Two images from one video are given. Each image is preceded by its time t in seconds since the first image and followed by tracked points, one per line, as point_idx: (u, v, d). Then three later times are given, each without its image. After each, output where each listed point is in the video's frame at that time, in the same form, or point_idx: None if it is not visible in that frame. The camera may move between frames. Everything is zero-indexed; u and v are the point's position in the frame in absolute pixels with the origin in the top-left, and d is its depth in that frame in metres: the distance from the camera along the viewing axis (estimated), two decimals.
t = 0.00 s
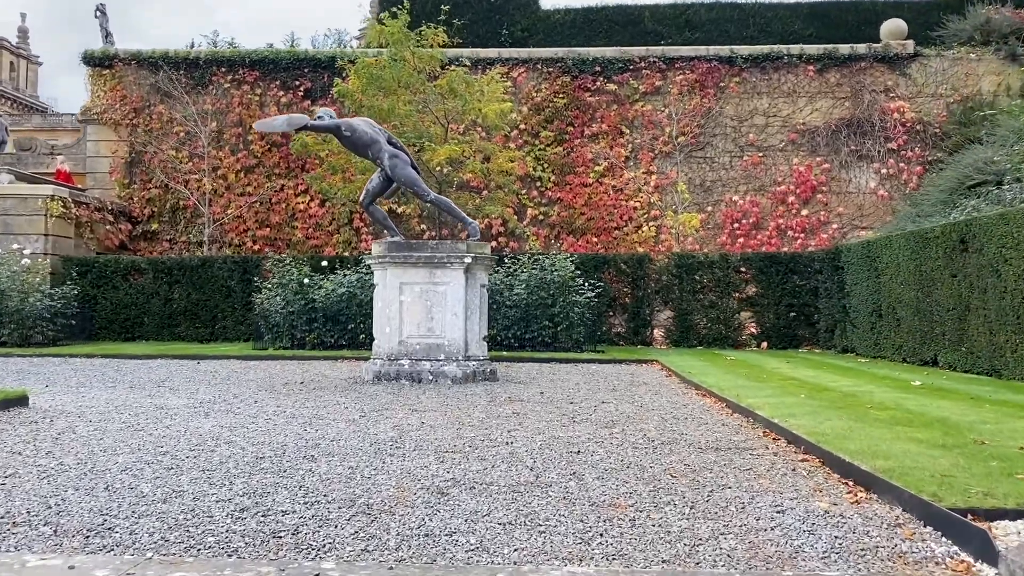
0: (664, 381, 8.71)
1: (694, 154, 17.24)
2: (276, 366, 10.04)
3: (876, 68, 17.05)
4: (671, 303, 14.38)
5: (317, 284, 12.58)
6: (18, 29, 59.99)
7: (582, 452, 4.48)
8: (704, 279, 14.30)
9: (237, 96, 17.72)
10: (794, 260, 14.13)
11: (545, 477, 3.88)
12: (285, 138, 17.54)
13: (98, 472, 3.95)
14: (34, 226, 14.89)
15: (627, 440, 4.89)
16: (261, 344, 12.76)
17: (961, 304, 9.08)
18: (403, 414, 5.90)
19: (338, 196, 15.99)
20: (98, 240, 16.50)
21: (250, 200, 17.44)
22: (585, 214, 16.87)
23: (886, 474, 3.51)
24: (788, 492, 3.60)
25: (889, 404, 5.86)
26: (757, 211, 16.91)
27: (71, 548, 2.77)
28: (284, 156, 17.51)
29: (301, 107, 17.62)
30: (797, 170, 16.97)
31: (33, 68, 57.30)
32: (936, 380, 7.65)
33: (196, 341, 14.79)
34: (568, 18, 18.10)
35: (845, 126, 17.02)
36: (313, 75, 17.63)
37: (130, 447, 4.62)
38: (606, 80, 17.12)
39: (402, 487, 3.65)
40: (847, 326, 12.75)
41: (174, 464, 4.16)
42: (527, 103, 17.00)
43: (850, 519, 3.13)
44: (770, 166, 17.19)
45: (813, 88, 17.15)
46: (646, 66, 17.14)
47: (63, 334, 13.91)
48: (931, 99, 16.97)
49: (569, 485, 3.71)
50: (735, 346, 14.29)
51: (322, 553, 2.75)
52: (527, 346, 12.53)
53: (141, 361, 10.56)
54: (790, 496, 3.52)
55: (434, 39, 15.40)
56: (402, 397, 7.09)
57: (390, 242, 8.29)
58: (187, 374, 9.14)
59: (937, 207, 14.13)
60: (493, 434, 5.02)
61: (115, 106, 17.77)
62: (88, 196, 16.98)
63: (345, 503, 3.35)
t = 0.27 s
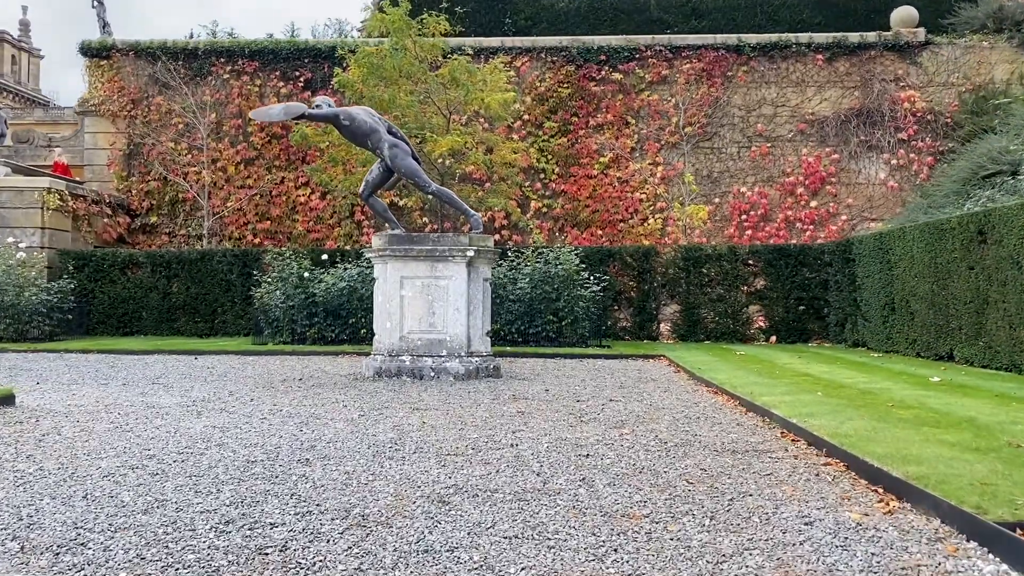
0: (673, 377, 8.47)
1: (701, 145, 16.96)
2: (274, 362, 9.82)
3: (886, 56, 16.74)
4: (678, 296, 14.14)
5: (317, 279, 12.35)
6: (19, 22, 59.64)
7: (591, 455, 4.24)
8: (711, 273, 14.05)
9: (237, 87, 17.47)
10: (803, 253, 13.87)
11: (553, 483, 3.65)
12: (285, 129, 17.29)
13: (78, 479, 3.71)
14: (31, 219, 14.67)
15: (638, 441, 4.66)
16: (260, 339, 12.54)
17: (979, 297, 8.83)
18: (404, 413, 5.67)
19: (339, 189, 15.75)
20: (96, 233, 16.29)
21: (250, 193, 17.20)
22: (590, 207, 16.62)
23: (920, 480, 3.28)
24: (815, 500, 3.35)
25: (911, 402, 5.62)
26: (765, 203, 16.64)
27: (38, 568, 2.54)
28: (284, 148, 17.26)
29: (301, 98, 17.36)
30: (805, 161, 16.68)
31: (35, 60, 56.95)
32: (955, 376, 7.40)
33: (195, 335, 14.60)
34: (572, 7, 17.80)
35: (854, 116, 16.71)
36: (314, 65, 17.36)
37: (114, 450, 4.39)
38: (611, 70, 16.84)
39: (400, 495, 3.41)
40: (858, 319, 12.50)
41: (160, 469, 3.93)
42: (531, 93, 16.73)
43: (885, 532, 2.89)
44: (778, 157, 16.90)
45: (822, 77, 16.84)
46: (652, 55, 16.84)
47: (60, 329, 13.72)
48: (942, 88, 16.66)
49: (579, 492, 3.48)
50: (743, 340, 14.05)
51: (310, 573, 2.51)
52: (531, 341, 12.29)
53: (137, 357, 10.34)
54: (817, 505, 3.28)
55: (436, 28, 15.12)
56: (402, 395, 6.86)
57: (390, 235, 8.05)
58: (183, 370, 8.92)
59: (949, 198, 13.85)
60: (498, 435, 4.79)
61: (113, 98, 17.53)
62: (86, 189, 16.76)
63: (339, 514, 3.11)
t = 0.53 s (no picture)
0: (685, 371, 8.22)
1: (709, 135, 16.67)
2: (275, 356, 9.61)
3: (898, 43, 16.41)
4: (686, 288, 13.88)
5: (319, 271, 12.12)
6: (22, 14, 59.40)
7: (606, 456, 4.00)
8: (720, 264, 13.79)
9: (237, 76, 17.21)
10: (814, 243, 13.60)
11: (567, 487, 3.41)
12: (286, 119, 17.04)
13: (61, 483, 3.48)
14: (29, 211, 14.46)
15: (654, 440, 4.42)
16: (261, 332, 12.32)
17: (1000, 288, 8.56)
18: (407, 410, 5.44)
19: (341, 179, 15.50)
20: (95, 226, 16.07)
21: (251, 184, 16.96)
22: (596, 197, 16.35)
23: (965, 485, 3.04)
24: (849, 506, 3.11)
25: (938, 398, 5.36)
26: (774, 193, 16.35)
27: None
28: (285, 138, 17.00)
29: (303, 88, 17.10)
30: (815, 150, 16.38)
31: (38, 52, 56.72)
32: (979, 370, 7.14)
33: (195, 329, 14.40)
34: None
35: (865, 104, 16.39)
36: (315, 54, 17.09)
37: (101, 451, 4.15)
38: (617, 58, 16.55)
39: (403, 501, 3.17)
40: (871, 311, 12.23)
41: (149, 471, 3.69)
42: (536, 82, 16.45)
43: (932, 545, 2.64)
44: (788, 146, 16.60)
45: (832, 64, 16.53)
46: (659, 42, 16.55)
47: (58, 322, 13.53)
48: (955, 75, 16.33)
49: (595, 498, 3.23)
50: (753, 333, 13.80)
51: None
52: (537, 334, 12.06)
53: (136, 351, 10.14)
54: (853, 512, 3.04)
55: (439, 15, 14.84)
56: (405, 390, 6.62)
57: (393, 225, 7.80)
58: (182, 364, 8.71)
59: (964, 187, 13.54)
60: (506, 434, 4.55)
61: (112, 88, 17.29)
62: (85, 180, 16.54)
63: (337, 524, 2.87)
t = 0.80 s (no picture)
0: (698, 370, 7.97)
1: (718, 127, 16.38)
2: (277, 355, 9.40)
3: (911, 33, 16.09)
4: (696, 284, 13.63)
5: (321, 266, 11.88)
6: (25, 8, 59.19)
7: (624, 467, 3.76)
8: (731, 258, 13.54)
9: (239, 68, 16.96)
10: (826, 238, 13.32)
11: (584, 503, 3.17)
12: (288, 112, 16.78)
13: (41, 499, 3.24)
14: (27, 206, 14.23)
15: (674, 448, 4.18)
16: (263, 329, 12.10)
17: None
18: (412, 414, 5.19)
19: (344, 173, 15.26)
20: (95, 221, 15.86)
21: (253, 178, 16.71)
22: (603, 191, 16.08)
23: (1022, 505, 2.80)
24: (894, 527, 2.87)
25: (969, 400, 5.11)
26: (785, 186, 16.06)
27: None
28: (288, 132, 16.75)
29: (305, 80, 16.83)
30: (826, 142, 16.07)
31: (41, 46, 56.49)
32: (1004, 369, 6.89)
33: (197, 325, 14.21)
34: None
35: (877, 95, 16.07)
36: (317, 46, 16.82)
37: (87, 462, 3.90)
38: (624, 49, 16.26)
39: (409, 521, 2.93)
40: (885, 307, 11.96)
41: (137, 485, 3.46)
42: (542, 73, 16.17)
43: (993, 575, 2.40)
44: (799, 138, 16.29)
45: (844, 55, 16.21)
46: (667, 33, 16.26)
47: (57, 320, 13.34)
48: (969, 65, 16.00)
49: (615, 517, 2.99)
50: (764, 329, 13.54)
51: None
52: (544, 331, 11.81)
53: (135, 350, 9.93)
54: (900, 534, 2.79)
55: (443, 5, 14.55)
56: (410, 392, 6.40)
57: (397, 220, 7.55)
58: (180, 364, 8.50)
59: (980, 180, 13.24)
60: (517, 441, 4.31)
61: (112, 81, 17.05)
62: (85, 174, 16.32)
63: (337, 549, 2.63)
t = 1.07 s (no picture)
0: (709, 373, 7.76)
1: (725, 122, 16.13)
2: (277, 357, 9.22)
3: (921, 26, 15.82)
4: (703, 282, 13.41)
5: (322, 265, 11.68)
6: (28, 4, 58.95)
7: (638, 488, 3.56)
8: (739, 256, 13.33)
9: (239, 63, 16.75)
10: (836, 235, 13.09)
11: (597, 531, 2.97)
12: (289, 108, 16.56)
13: (20, 526, 3.05)
14: (25, 204, 14.05)
15: (690, 465, 3.98)
16: (263, 329, 11.92)
17: None
18: (414, 425, 4.99)
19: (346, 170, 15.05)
20: (94, 218, 15.68)
21: (254, 174, 16.50)
22: (609, 187, 15.85)
23: None
24: (932, 560, 2.67)
25: (994, 410, 4.91)
26: (793, 181, 15.80)
27: None
28: (289, 127, 16.54)
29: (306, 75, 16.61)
30: (835, 137, 15.82)
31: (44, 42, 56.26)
32: None
33: (197, 325, 14.07)
34: None
35: (887, 89, 15.80)
36: (318, 41, 16.59)
37: (71, 481, 3.71)
38: (630, 43, 16.02)
39: (411, 554, 2.73)
40: (897, 306, 11.73)
41: (122, 510, 3.26)
42: (546, 67, 15.93)
43: None
44: (807, 133, 16.04)
45: (853, 48, 15.95)
46: (673, 26, 16.01)
47: (55, 319, 13.21)
48: (981, 58, 15.72)
49: (630, 548, 2.79)
50: (772, 328, 13.32)
51: None
52: (550, 331, 11.61)
53: (133, 352, 9.76)
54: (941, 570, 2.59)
55: None
56: (412, 398, 6.21)
57: (399, 221, 7.35)
58: (178, 367, 8.32)
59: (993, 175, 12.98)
60: (524, 457, 4.10)
61: (111, 76, 16.85)
62: (84, 171, 16.14)
63: None
